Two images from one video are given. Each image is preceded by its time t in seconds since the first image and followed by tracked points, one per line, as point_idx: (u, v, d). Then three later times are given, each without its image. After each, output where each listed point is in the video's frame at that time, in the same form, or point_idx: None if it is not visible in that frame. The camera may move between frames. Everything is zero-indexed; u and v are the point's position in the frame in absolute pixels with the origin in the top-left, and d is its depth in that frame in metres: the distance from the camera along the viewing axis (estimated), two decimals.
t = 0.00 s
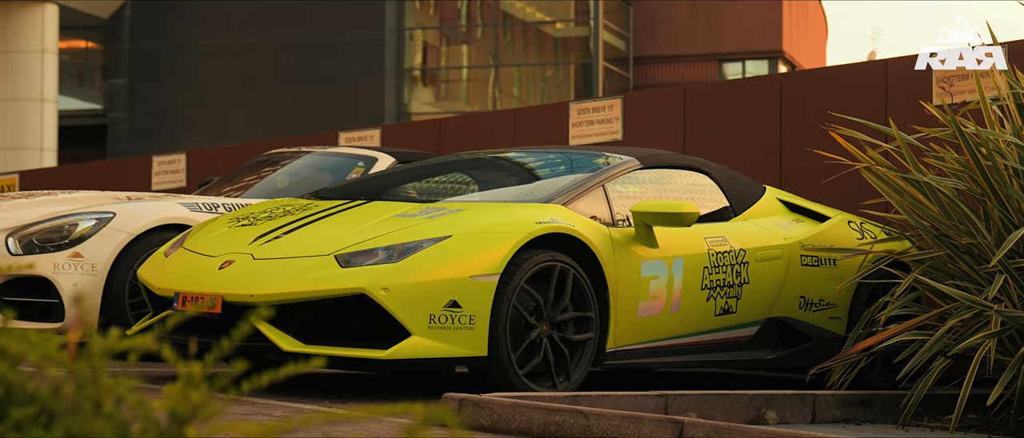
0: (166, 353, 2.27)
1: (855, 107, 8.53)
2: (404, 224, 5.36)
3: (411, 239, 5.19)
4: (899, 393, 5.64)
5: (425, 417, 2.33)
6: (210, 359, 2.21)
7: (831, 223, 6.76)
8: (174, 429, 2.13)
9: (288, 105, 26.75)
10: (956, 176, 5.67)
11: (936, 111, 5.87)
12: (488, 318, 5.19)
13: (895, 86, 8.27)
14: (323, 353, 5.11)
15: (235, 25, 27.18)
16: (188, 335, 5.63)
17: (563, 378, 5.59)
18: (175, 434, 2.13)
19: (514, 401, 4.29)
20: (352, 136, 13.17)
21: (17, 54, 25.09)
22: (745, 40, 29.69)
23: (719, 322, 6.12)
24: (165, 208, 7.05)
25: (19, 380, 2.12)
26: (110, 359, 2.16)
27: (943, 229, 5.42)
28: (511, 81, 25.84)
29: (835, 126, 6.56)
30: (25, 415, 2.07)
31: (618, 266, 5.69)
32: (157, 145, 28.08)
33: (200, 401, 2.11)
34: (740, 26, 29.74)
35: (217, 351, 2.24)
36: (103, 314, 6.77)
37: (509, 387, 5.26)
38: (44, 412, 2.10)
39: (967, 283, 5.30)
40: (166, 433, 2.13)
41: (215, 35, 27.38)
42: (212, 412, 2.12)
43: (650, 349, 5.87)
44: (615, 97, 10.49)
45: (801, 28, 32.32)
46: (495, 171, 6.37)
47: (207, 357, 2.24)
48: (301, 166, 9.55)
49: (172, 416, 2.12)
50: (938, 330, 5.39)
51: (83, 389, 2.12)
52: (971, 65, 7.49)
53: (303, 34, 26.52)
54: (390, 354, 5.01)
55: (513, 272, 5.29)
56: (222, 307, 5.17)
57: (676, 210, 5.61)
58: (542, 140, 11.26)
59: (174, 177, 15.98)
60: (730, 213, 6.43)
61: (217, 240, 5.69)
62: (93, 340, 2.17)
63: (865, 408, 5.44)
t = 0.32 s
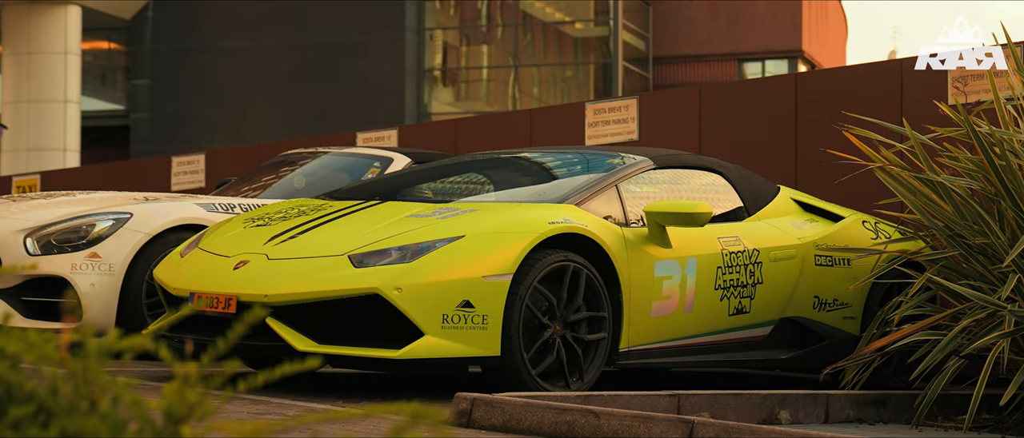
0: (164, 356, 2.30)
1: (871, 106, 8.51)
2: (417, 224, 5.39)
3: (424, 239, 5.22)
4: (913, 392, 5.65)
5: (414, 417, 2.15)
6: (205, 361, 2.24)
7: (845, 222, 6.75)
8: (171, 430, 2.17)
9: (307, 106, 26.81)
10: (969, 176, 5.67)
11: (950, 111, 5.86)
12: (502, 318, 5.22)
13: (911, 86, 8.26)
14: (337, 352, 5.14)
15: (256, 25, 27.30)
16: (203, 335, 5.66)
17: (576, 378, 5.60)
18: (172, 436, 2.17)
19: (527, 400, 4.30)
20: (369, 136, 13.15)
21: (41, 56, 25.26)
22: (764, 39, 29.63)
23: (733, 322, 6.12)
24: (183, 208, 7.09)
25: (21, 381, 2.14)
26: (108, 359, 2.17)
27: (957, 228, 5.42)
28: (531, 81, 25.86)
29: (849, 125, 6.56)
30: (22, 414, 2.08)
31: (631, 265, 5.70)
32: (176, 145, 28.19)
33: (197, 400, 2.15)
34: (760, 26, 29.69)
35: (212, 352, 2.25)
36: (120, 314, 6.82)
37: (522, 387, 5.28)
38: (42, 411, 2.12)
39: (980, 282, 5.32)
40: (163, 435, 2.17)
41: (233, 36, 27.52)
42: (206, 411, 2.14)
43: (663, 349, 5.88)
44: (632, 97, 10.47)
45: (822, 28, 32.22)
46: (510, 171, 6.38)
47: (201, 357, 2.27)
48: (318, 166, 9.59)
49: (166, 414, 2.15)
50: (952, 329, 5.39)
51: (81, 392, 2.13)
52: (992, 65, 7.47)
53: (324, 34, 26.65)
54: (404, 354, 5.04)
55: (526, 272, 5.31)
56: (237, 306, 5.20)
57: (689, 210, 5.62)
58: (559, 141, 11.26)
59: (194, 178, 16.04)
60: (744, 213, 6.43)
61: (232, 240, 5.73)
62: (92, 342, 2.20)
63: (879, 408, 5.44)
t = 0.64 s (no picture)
0: (155, 353, 2.37)
1: (888, 106, 8.50)
2: (430, 225, 5.40)
3: (436, 239, 5.24)
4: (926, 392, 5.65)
5: (403, 416, 2.22)
6: (199, 361, 2.29)
7: (859, 223, 6.74)
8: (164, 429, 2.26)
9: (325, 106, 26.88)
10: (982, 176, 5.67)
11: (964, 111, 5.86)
12: (514, 318, 5.24)
13: (928, 85, 8.24)
14: (350, 352, 5.17)
15: (276, 26, 27.44)
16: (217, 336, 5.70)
17: (589, 378, 5.61)
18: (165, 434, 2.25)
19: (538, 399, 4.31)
20: (386, 136, 13.12)
21: (64, 57, 25.45)
22: (785, 39, 29.56)
23: (746, 322, 6.12)
24: (199, 209, 7.13)
25: (17, 381, 2.17)
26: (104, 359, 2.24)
27: (971, 228, 5.43)
28: (551, 81, 25.89)
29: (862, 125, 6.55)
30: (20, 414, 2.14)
31: (643, 265, 5.71)
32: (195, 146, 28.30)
33: (191, 400, 2.24)
34: (779, 26, 29.63)
35: (206, 352, 2.31)
36: (137, 314, 6.86)
37: (534, 386, 5.30)
38: (38, 410, 2.17)
39: (993, 282, 5.34)
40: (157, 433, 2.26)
41: (253, 37, 27.60)
42: (199, 412, 2.24)
43: (675, 349, 5.88)
44: (647, 97, 10.45)
45: (841, 27, 32.13)
46: (523, 172, 6.40)
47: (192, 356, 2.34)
48: (334, 167, 9.61)
49: (161, 414, 2.24)
50: (965, 329, 5.38)
51: (76, 390, 2.19)
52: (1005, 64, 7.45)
53: (344, 35, 26.77)
54: (416, 354, 5.06)
55: (538, 272, 5.33)
56: (251, 306, 5.23)
57: (702, 210, 5.62)
58: (575, 141, 11.26)
59: (212, 179, 16.07)
60: (758, 213, 6.42)
61: (246, 241, 5.76)
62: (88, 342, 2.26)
63: (892, 408, 5.44)
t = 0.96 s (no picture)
0: (152, 352, 2.44)
1: (904, 105, 8.48)
2: (442, 225, 5.42)
3: (448, 239, 5.26)
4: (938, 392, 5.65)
5: (387, 415, 2.25)
6: (193, 361, 2.37)
7: (872, 222, 6.73)
8: (158, 427, 2.33)
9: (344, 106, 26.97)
10: (994, 175, 5.67)
11: (976, 111, 5.86)
12: (525, 318, 5.26)
13: (943, 85, 8.22)
14: (362, 352, 5.19)
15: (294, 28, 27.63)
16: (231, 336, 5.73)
17: (601, 377, 5.62)
18: (158, 431, 2.33)
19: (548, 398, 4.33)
20: (402, 136, 13.13)
21: (86, 58, 25.58)
22: (803, 39, 29.51)
23: (758, 322, 6.12)
24: (214, 209, 7.17)
25: (13, 380, 2.29)
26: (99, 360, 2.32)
27: (983, 227, 5.44)
28: (571, 81, 25.91)
29: (875, 124, 6.54)
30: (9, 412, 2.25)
31: (655, 265, 5.72)
32: (212, 146, 28.41)
33: (183, 398, 2.31)
34: (798, 26, 29.56)
35: (201, 351, 2.38)
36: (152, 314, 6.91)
37: (545, 386, 5.32)
38: (34, 409, 2.29)
39: (1006, 282, 5.34)
40: (151, 430, 2.33)
41: (270, 38, 27.82)
42: (191, 410, 2.31)
43: (687, 348, 5.89)
44: (661, 97, 10.44)
45: (860, 27, 32.04)
46: (536, 172, 6.41)
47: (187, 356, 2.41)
48: (349, 167, 9.64)
49: (153, 412, 2.32)
50: (977, 329, 5.38)
51: (71, 389, 2.27)
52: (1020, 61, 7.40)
53: (362, 36, 26.86)
54: (428, 353, 5.09)
55: (549, 272, 5.35)
56: (263, 306, 5.27)
57: (713, 210, 5.63)
58: (590, 141, 11.25)
59: (229, 180, 16.13)
60: (770, 213, 6.42)
61: (260, 241, 5.79)
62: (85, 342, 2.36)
63: (904, 408, 5.45)
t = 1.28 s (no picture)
0: (145, 350, 2.45)
1: (919, 105, 8.46)
2: (453, 225, 5.44)
3: (459, 239, 5.28)
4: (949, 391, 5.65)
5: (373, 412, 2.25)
6: (187, 359, 2.38)
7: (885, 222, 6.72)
8: (151, 424, 2.34)
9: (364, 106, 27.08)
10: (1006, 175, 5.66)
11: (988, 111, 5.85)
12: (537, 318, 5.28)
13: (960, 84, 8.21)
14: (374, 352, 5.22)
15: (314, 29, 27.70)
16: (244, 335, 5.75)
17: (612, 377, 5.63)
18: (151, 429, 2.34)
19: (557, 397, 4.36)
20: (417, 136, 13.12)
21: (107, 59, 25.68)
22: (822, 39, 29.44)
23: (770, 321, 6.13)
24: (228, 209, 7.21)
25: (10, 378, 2.24)
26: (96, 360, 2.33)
27: (995, 227, 5.43)
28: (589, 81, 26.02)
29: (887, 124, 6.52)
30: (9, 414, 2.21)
31: (666, 264, 5.73)
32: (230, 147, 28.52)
33: (176, 396, 2.33)
34: (817, 26, 29.51)
35: (193, 349, 2.40)
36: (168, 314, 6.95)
37: (556, 385, 5.34)
38: (28, 406, 2.25)
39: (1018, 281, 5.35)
40: (144, 428, 2.34)
41: (291, 39, 27.88)
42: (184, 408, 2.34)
43: (698, 348, 5.90)
44: (675, 97, 10.44)
45: (879, 27, 31.97)
46: (548, 172, 6.42)
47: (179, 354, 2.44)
48: (363, 167, 9.68)
49: (147, 411, 2.33)
50: (988, 328, 5.38)
51: (66, 388, 2.27)
52: None
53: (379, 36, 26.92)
54: (440, 353, 5.11)
55: (560, 272, 5.37)
56: (276, 306, 5.30)
57: (725, 210, 5.63)
58: (605, 141, 11.25)
59: (247, 181, 16.20)
60: (782, 213, 6.42)
61: (273, 241, 5.83)
62: (79, 340, 2.34)
63: (915, 407, 5.45)
